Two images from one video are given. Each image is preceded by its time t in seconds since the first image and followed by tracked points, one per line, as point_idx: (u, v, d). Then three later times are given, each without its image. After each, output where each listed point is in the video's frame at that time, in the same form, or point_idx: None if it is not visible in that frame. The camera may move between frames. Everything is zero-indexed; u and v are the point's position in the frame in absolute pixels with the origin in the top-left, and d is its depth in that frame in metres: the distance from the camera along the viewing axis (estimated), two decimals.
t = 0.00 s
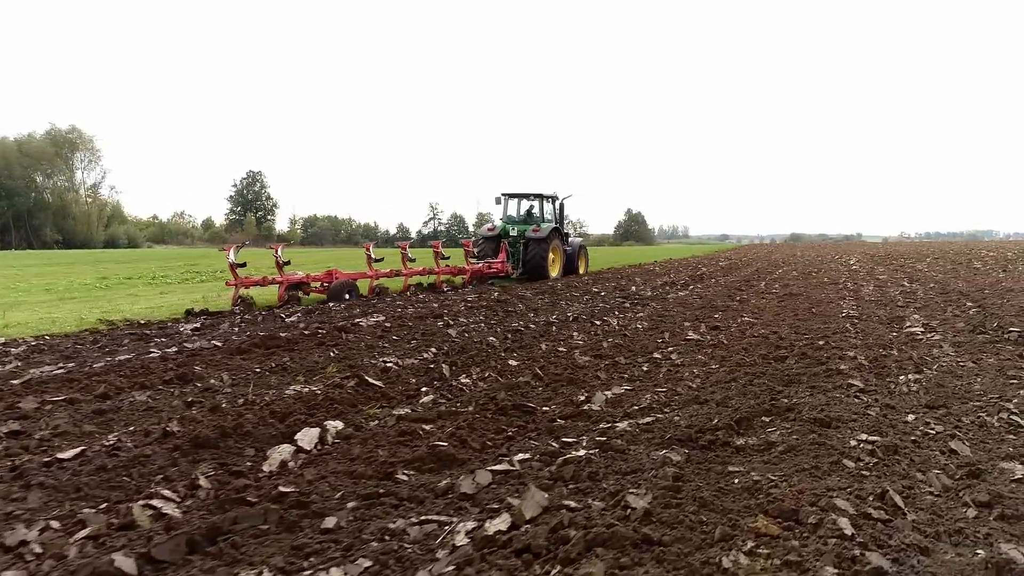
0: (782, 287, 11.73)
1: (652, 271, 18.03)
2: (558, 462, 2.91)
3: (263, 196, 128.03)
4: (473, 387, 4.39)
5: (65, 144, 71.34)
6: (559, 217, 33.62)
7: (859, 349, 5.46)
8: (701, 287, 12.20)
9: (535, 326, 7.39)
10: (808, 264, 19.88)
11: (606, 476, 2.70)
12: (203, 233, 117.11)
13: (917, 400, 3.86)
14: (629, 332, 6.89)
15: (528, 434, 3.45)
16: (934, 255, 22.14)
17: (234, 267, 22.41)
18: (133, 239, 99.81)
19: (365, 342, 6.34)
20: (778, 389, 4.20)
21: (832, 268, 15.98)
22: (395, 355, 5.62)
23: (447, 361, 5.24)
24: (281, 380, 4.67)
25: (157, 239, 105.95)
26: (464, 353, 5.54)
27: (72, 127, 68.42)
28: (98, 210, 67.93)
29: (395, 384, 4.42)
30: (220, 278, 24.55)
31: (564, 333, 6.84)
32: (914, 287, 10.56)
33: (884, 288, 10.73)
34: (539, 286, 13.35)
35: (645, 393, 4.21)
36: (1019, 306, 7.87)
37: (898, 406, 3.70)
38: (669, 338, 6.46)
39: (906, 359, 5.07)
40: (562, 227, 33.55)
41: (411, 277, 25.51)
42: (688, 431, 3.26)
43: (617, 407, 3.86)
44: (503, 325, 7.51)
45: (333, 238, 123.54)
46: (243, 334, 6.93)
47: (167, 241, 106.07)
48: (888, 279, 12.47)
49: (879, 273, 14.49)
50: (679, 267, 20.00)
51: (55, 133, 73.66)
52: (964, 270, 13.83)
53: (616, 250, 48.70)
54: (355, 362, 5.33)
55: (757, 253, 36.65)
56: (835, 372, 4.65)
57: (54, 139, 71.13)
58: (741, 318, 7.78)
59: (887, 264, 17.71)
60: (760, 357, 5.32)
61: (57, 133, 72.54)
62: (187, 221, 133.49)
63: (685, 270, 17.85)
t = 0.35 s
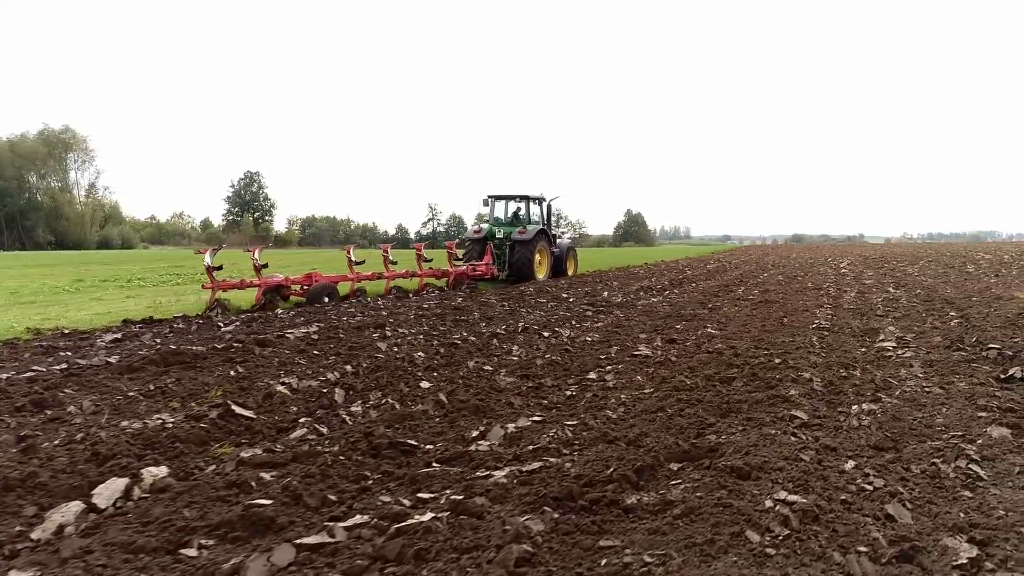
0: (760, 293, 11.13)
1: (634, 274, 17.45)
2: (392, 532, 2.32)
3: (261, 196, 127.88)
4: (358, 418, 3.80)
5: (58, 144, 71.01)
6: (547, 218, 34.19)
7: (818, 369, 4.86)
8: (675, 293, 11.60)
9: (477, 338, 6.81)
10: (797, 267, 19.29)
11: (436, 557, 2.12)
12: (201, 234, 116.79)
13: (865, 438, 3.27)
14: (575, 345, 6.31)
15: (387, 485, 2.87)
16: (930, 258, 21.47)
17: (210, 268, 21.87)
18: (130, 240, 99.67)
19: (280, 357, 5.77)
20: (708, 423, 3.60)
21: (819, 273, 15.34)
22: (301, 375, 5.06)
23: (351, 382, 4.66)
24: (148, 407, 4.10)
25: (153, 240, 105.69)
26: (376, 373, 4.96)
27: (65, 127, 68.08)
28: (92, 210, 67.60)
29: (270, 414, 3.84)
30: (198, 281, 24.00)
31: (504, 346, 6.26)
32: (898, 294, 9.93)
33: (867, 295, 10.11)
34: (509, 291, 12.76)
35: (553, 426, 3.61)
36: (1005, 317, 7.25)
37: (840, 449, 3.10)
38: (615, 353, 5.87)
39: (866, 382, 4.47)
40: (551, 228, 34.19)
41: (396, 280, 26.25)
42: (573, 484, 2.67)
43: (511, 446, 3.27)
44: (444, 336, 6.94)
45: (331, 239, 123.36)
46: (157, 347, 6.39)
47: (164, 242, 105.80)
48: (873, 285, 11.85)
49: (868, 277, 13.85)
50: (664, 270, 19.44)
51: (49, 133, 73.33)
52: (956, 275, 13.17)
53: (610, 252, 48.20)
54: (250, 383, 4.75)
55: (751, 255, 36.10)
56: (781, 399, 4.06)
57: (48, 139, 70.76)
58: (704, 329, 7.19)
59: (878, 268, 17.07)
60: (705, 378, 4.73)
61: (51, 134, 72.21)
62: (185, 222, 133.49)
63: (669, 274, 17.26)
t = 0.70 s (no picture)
0: (736, 302, 10.57)
1: (616, 279, 16.91)
2: None
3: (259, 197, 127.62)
4: (209, 465, 3.24)
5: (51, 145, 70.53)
6: (534, 223, 35.39)
7: (766, 399, 4.30)
8: (648, 302, 11.05)
9: (411, 355, 6.26)
10: (785, 271, 18.76)
11: None
12: (198, 235, 116.38)
13: (792, 500, 2.70)
14: (512, 365, 5.75)
15: (182, 568, 2.30)
16: (923, 262, 20.90)
17: (189, 272, 21.30)
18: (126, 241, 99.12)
19: (179, 380, 5.22)
20: (613, 476, 3.03)
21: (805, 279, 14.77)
22: (187, 403, 4.51)
23: (232, 414, 4.10)
24: None
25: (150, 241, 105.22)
26: (268, 403, 4.40)
27: (58, 128, 67.61)
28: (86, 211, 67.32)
29: (108, 461, 3.29)
30: (176, 285, 23.45)
31: (434, 367, 5.70)
32: (880, 304, 9.35)
33: (847, 305, 9.55)
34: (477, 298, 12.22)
35: (430, 478, 3.05)
36: (988, 332, 6.69)
37: (757, 517, 2.52)
38: (551, 376, 5.31)
39: (816, 417, 3.91)
40: (538, 232, 35.37)
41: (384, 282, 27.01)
42: None
43: (363, 510, 2.70)
44: (378, 353, 6.40)
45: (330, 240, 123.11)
46: (57, 365, 5.84)
47: (161, 243, 105.33)
48: (857, 293, 11.29)
49: (854, 283, 13.27)
50: (648, 274, 18.90)
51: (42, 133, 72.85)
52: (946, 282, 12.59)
53: (604, 254, 47.92)
54: (121, 415, 4.20)
55: (742, 257, 35.85)
56: (711, 440, 3.49)
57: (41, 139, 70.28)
58: (661, 345, 6.65)
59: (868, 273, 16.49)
60: (636, 409, 4.16)
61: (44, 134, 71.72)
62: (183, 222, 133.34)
63: (651, 279, 16.72)
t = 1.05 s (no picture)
0: (711, 312, 9.99)
1: (596, 285, 16.32)
2: None
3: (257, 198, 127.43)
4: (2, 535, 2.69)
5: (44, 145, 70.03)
6: (524, 227, 35.36)
7: (701, 439, 3.74)
8: (620, 312, 10.47)
9: (334, 377, 5.69)
10: (773, 277, 18.17)
11: None
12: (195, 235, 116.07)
13: None
14: (439, 390, 5.19)
15: None
16: (918, 267, 20.30)
17: (173, 279, 20.89)
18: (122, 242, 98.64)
19: (58, 409, 4.67)
20: (479, 555, 2.48)
21: (790, 286, 14.19)
22: (45, 441, 3.95)
23: (80, 458, 3.55)
24: None
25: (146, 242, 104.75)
26: (133, 442, 3.85)
27: (51, 128, 67.12)
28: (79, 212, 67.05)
29: None
30: (153, 289, 22.89)
31: (352, 392, 5.15)
32: (861, 317, 8.77)
33: (826, 317, 8.96)
34: (443, 307, 11.64)
35: (255, 558, 2.49)
36: (970, 352, 6.11)
37: None
38: (476, 404, 4.75)
39: (753, 465, 3.36)
40: (528, 236, 35.40)
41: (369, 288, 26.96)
42: None
43: None
44: (300, 374, 5.84)
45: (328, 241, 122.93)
46: None
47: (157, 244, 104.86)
48: (840, 302, 10.70)
49: (840, 292, 12.69)
50: (632, 280, 18.33)
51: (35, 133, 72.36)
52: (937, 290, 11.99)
53: (598, 257, 47.53)
54: None
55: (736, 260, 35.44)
56: (617, 500, 2.93)
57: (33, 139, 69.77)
58: (613, 365, 6.08)
59: (858, 279, 15.89)
60: (548, 453, 3.60)
61: (37, 134, 71.21)
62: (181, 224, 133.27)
63: (632, 285, 16.12)
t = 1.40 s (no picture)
0: (686, 324, 9.43)
1: (578, 291, 15.77)
2: None
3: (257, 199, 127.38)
4: None
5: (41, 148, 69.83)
6: (516, 230, 35.33)
7: (616, 494, 3.18)
8: (591, 324, 9.90)
9: (244, 403, 5.15)
10: (762, 282, 17.65)
11: None
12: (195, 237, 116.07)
13: None
14: (351, 421, 4.64)
15: None
16: (914, 271, 19.79)
17: (155, 284, 20.49)
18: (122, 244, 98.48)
19: None
20: None
21: (776, 293, 13.70)
22: None
23: None
24: None
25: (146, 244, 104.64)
26: None
27: (49, 128, 66.89)
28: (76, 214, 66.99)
29: None
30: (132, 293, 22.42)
31: (253, 423, 4.61)
32: (841, 329, 8.23)
33: (805, 330, 8.40)
34: (408, 317, 11.10)
35: None
36: (952, 376, 5.53)
37: None
38: (382, 440, 4.20)
39: (666, 534, 2.79)
40: (520, 240, 35.31)
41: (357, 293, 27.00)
42: None
43: None
44: (209, 399, 5.30)
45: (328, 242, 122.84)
46: None
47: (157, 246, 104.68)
48: (824, 313, 10.12)
49: (826, 300, 12.14)
50: (617, 286, 17.79)
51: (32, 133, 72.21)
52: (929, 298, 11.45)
53: (595, 259, 47.37)
54: None
55: (732, 263, 35.26)
56: None
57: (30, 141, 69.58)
58: (557, 389, 5.52)
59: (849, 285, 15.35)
60: (431, 513, 3.04)
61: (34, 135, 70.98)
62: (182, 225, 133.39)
63: (615, 292, 15.57)
